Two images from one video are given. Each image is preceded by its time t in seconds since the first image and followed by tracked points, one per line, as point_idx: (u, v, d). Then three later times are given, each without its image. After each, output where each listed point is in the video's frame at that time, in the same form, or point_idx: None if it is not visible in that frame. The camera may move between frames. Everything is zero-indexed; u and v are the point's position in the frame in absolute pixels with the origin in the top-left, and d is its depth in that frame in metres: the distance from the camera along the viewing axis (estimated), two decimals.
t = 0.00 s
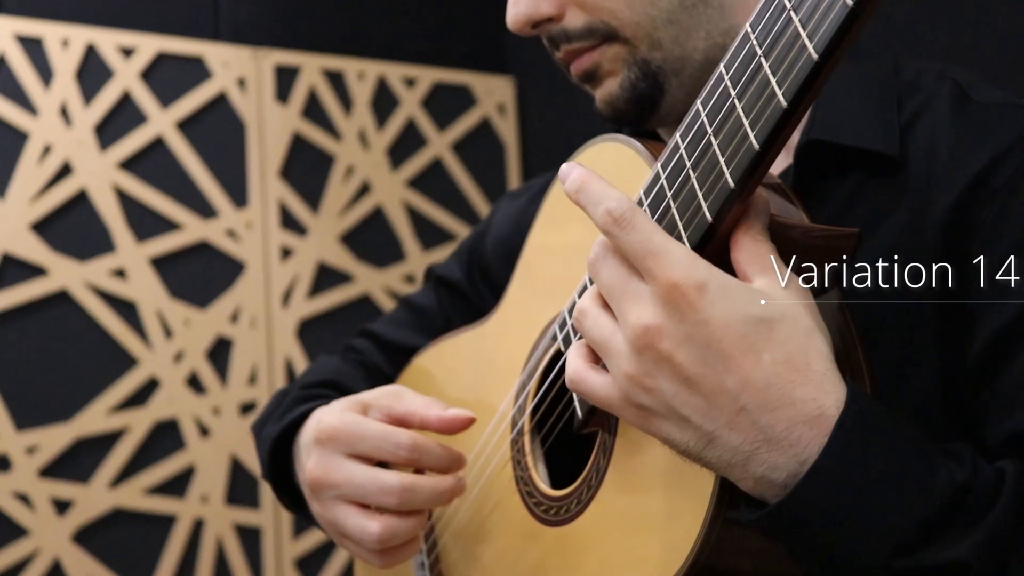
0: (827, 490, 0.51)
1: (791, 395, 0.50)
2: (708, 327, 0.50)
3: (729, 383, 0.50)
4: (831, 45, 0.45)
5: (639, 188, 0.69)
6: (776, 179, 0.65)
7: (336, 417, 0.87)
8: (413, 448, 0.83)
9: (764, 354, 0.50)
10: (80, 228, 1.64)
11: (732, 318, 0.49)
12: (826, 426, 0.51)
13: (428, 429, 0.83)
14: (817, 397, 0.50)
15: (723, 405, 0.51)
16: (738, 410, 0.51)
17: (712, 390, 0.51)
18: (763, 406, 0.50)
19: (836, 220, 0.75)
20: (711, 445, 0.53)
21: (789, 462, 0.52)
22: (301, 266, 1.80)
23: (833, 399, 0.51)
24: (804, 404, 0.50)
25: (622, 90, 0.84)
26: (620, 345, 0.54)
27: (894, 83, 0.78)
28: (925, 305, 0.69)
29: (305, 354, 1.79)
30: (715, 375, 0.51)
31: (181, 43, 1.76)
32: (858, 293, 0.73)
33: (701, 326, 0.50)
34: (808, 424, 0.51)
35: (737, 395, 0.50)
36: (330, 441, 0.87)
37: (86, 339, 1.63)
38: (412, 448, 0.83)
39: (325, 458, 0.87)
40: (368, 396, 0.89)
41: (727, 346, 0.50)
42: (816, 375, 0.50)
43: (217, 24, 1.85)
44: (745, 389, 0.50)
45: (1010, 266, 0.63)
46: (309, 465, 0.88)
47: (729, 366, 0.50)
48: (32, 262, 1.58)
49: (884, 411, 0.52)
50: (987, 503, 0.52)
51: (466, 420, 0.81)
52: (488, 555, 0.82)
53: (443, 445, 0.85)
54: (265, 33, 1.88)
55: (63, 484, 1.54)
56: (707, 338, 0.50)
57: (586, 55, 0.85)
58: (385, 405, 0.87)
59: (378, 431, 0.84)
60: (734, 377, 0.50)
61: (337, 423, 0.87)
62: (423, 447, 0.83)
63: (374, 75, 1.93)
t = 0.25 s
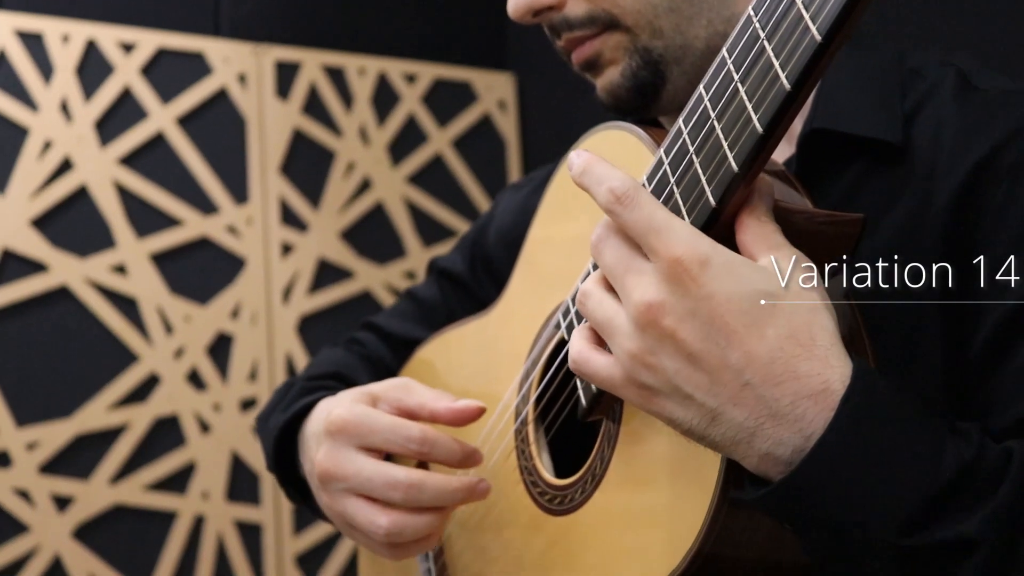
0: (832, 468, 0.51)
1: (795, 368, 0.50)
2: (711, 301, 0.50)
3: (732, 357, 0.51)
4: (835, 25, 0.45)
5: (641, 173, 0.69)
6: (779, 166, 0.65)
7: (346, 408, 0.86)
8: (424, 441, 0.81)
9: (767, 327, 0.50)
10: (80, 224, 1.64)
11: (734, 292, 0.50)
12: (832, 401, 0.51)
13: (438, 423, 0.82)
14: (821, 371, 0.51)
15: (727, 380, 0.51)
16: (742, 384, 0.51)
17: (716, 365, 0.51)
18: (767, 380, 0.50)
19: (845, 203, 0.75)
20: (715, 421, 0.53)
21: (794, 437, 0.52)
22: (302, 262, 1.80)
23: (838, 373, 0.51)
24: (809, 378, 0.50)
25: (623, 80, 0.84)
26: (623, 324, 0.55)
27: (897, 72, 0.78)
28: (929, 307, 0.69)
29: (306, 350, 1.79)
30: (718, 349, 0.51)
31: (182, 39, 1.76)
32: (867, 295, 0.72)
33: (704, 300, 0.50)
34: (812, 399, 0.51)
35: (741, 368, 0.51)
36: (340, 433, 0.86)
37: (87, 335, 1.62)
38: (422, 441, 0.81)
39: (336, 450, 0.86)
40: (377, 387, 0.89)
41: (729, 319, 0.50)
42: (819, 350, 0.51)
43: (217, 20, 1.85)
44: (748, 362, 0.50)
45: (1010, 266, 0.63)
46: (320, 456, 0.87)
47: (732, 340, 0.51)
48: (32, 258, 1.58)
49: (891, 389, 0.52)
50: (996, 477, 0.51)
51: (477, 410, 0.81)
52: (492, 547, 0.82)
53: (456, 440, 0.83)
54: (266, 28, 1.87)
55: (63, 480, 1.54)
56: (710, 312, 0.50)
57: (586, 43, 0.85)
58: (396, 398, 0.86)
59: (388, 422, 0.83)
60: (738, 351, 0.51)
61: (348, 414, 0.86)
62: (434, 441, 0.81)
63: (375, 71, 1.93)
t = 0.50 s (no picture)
0: (837, 453, 0.51)
1: (799, 351, 0.51)
2: (715, 285, 0.51)
3: (736, 341, 0.51)
4: (845, 8, 0.46)
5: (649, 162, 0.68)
6: (783, 157, 0.65)
7: (355, 403, 0.86)
8: (434, 437, 0.81)
9: (771, 312, 0.51)
10: (80, 220, 1.63)
11: (737, 276, 0.50)
12: (837, 385, 0.51)
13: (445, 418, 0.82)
14: (825, 354, 0.51)
15: (731, 364, 0.52)
16: (746, 368, 0.51)
17: (720, 350, 0.52)
18: (771, 363, 0.51)
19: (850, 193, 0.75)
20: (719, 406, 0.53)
21: (799, 421, 0.52)
22: (302, 259, 1.80)
23: (842, 357, 0.51)
24: (813, 361, 0.51)
25: (628, 65, 0.85)
26: (627, 311, 0.55)
27: (903, 62, 0.78)
28: (937, 312, 0.69)
29: (306, 348, 1.79)
30: (722, 334, 0.51)
31: (182, 35, 1.75)
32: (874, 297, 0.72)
33: (708, 284, 0.51)
34: (817, 381, 0.51)
35: (745, 352, 0.51)
36: (349, 428, 0.86)
37: (87, 331, 1.62)
38: (432, 438, 0.81)
39: (345, 444, 0.86)
40: (386, 381, 0.89)
41: (733, 304, 0.51)
42: (823, 333, 0.51)
43: (217, 16, 1.84)
44: (752, 346, 0.51)
45: (1010, 266, 0.63)
46: (328, 451, 0.87)
47: (736, 324, 0.51)
48: (32, 255, 1.57)
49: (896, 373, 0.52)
50: (1006, 460, 0.51)
51: (484, 404, 0.80)
52: (497, 540, 0.82)
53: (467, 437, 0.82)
54: (266, 25, 1.87)
55: (63, 477, 1.54)
56: (713, 295, 0.51)
57: (591, 29, 0.85)
58: (404, 393, 0.86)
59: (399, 418, 0.83)
60: (741, 335, 0.51)
61: (358, 409, 0.85)
62: (445, 437, 0.81)
63: (375, 68, 1.93)
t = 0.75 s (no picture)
0: (860, 405, 0.50)
1: (820, 295, 0.50)
2: (732, 232, 0.50)
3: (755, 286, 0.50)
4: (842, 3, 0.45)
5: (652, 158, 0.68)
6: (788, 153, 0.65)
7: (364, 402, 0.85)
8: (444, 435, 0.80)
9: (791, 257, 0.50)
10: (79, 220, 1.63)
11: (755, 221, 0.50)
12: (858, 329, 0.50)
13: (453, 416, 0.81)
14: (845, 296, 0.50)
15: (750, 312, 0.51)
16: (765, 313, 0.50)
17: (738, 297, 0.51)
18: (791, 308, 0.50)
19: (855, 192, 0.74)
20: (737, 358, 0.52)
21: (820, 365, 0.50)
22: (301, 258, 1.79)
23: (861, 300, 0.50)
24: (832, 305, 0.50)
25: (632, 55, 0.85)
26: (642, 269, 0.54)
27: (907, 61, 0.78)
28: (943, 310, 0.67)
29: (305, 347, 1.78)
30: (741, 280, 0.50)
31: (180, 33, 1.75)
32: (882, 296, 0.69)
33: (725, 232, 0.50)
34: (838, 324, 0.50)
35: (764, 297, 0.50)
36: (359, 426, 0.85)
37: (85, 331, 1.62)
38: (442, 435, 0.80)
39: (355, 443, 0.86)
40: (393, 380, 0.89)
41: (752, 249, 0.50)
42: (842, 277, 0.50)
43: (216, 16, 1.84)
44: (771, 291, 0.50)
45: (1010, 266, 0.63)
46: (337, 450, 0.87)
47: (755, 269, 0.50)
48: (30, 254, 1.57)
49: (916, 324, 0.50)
50: None
51: (491, 400, 0.80)
52: (499, 536, 0.82)
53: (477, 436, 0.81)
54: (265, 24, 1.87)
55: (62, 477, 1.53)
56: (730, 242, 0.50)
57: (597, 17, 0.85)
58: (411, 393, 0.86)
59: (409, 416, 0.82)
60: (761, 280, 0.50)
61: (366, 406, 0.85)
62: (455, 435, 0.80)
63: (374, 67, 1.92)
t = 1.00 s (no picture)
0: (860, 405, 0.50)
1: (820, 294, 0.50)
2: (731, 230, 0.50)
3: (754, 285, 0.50)
4: None
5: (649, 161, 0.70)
6: (793, 150, 0.65)
7: (356, 384, 0.87)
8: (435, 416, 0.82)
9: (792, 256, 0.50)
10: (78, 219, 1.63)
11: (755, 219, 0.50)
12: (859, 327, 0.50)
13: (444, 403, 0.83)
14: (847, 295, 0.50)
15: (749, 310, 0.51)
16: (764, 312, 0.50)
17: (738, 295, 0.51)
18: (791, 307, 0.50)
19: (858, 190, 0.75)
20: (737, 355, 0.52)
21: (820, 364, 0.50)
22: (300, 257, 1.79)
23: (863, 300, 0.50)
24: (833, 304, 0.50)
25: (632, 41, 0.85)
26: (642, 267, 0.55)
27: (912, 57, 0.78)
28: (951, 310, 0.67)
29: (304, 346, 1.78)
30: (740, 279, 0.50)
31: (179, 32, 1.75)
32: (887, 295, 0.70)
33: (725, 230, 0.50)
34: (838, 322, 0.50)
35: (763, 296, 0.50)
36: (350, 407, 0.86)
37: (84, 330, 1.61)
38: (434, 418, 0.82)
39: (345, 424, 0.87)
40: (389, 367, 0.90)
41: (751, 247, 0.50)
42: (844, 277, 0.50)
43: (214, 15, 1.84)
44: (771, 289, 0.50)
45: (1010, 266, 0.63)
46: (328, 430, 0.88)
47: (754, 268, 0.50)
48: (29, 253, 1.57)
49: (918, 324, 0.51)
50: None
51: (494, 383, 0.81)
52: (501, 535, 0.82)
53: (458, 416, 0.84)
54: (264, 23, 1.87)
55: (61, 477, 1.53)
56: (730, 240, 0.50)
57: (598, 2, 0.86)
58: (405, 378, 0.87)
59: (400, 397, 0.83)
60: (761, 279, 0.50)
61: (359, 389, 0.86)
62: (445, 417, 0.83)
63: (373, 66, 1.92)
